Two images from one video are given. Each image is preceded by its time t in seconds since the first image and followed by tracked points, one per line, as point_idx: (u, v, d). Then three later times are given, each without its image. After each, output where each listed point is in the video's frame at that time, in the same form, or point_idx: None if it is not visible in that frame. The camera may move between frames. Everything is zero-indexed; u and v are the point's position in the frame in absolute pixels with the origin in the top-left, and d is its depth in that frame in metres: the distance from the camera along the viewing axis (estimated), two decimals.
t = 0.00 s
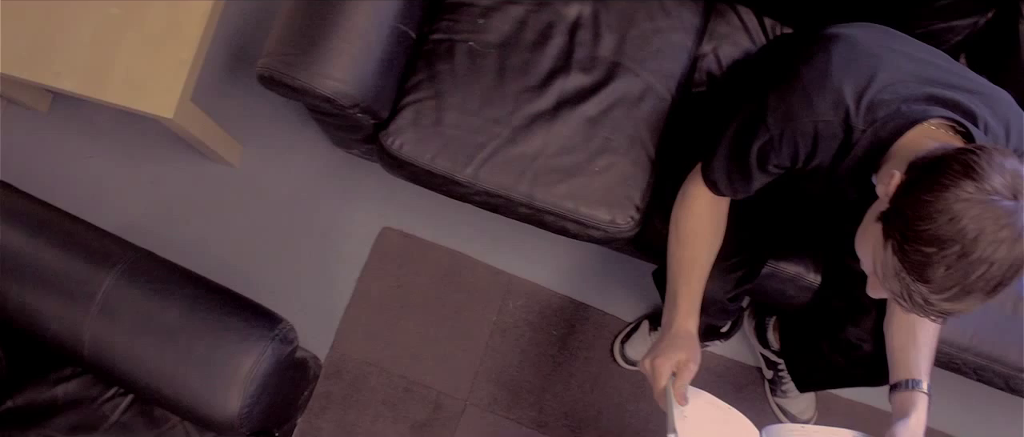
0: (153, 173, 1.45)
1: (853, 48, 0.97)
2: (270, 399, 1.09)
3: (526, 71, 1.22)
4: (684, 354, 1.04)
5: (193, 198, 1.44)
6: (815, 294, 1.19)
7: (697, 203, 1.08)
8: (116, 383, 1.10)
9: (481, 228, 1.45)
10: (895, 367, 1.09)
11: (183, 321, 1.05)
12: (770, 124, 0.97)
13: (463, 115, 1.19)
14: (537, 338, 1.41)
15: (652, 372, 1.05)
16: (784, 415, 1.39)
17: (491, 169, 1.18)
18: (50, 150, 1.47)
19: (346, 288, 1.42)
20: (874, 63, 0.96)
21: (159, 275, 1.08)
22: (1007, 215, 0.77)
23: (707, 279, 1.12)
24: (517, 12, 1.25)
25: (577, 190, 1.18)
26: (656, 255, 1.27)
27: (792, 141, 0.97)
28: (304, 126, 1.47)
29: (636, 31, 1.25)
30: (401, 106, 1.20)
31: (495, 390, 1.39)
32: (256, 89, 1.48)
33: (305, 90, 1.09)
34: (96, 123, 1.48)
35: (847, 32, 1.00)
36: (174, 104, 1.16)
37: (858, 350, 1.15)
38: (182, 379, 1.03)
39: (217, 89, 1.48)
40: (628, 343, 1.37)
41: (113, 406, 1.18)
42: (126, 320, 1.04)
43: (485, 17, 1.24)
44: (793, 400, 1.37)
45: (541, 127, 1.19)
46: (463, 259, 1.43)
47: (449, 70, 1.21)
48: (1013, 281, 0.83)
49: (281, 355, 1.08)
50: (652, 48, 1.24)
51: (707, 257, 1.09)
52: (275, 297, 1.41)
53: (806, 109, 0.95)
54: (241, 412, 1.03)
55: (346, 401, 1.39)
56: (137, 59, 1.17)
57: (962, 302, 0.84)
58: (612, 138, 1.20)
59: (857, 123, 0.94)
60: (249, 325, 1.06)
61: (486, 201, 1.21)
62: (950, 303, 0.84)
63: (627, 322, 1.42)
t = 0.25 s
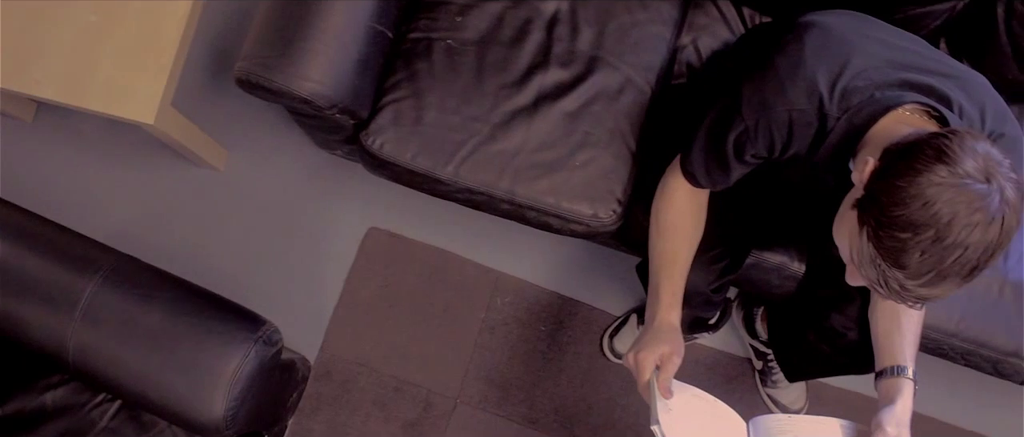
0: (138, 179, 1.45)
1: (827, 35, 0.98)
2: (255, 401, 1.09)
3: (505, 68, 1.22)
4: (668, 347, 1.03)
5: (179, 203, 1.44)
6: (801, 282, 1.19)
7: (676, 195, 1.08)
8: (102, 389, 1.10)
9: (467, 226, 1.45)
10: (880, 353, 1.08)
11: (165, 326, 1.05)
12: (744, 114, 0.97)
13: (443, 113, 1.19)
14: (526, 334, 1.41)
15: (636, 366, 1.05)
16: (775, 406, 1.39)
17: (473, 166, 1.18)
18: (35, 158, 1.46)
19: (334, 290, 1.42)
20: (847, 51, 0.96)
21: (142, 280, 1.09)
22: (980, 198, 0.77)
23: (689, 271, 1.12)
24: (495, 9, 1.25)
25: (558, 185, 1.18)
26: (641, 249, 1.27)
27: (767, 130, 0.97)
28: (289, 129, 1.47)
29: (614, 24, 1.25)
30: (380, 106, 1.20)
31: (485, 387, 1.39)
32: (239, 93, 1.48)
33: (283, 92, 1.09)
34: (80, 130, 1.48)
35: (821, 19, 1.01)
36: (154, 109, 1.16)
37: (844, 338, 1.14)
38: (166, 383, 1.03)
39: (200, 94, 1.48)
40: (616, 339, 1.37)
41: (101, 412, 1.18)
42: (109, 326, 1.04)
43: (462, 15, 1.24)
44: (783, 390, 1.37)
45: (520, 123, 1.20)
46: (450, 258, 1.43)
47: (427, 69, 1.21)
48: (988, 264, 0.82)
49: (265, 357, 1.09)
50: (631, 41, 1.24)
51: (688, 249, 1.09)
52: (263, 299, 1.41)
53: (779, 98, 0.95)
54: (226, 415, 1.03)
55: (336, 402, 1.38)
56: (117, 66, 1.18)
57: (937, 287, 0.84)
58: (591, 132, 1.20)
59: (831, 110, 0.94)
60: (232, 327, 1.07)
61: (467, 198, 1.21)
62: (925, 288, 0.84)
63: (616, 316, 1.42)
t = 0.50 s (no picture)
0: (129, 186, 1.46)
1: (806, 26, 0.98)
2: (244, 404, 1.09)
3: (489, 65, 1.22)
4: (655, 341, 1.03)
5: (170, 209, 1.45)
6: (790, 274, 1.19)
7: (661, 189, 1.08)
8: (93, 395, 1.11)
9: (458, 225, 1.45)
10: (869, 343, 1.09)
11: (153, 332, 1.06)
12: (725, 106, 0.97)
13: (428, 113, 1.19)
14: (519, 332, 1.41)
15: (623, 361, 1.05)
16: (770, 399, 1.38)
17: (459, 165, 1.18)
18: (26, 168, 1.47)
19: (325, 292, 1.42)
20: (827, 40, 0.96)
21: (130, 286, 1.09)
22: (959, 184, 0.77)
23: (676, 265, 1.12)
24: (478, 8, 1.25)
25: (544, 182, 1.18)
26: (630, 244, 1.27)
27: (749, 122, 0.97)
28: (278, 132, 1.47)
29: (598, 19, 1.25)
30: (365, 107, 1.21)
31: (479, 386, 1.39)
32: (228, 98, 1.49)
33: (267, 96, 1.10)
34: (70, 139, 1.49)
35: (802, 10, 1.01)
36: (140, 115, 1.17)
37: (833, 329, 1.14)
38: (155, 388, 1.03)
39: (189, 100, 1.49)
40: (610, 333, 1.36)
41: (94, 419, 1.19)
42: (98, 331, 1.05)
43: (446, 14, 1.24)
44: (777, 383, 1.36)
45: (505, 120, 1.19)
46: (441, 257, 1.43)
47: (412, 69, 1.21)
48: (969, 251, 0.82)
49: (254, 359, 1.09)
50: (615, 36, 1.24)
51: (674, 243, 1.09)
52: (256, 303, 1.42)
53: (760, 89, 0.95)
54: (215, 419, 1.04)
55: (331, 404, 1.38)
56: (103, 73, 1.18)
57: (919, 274, 0.84)
58: (577, 128, 1.20)
59: (812, 100, 0.94)
60: (220, 330, 1.07)
61: (454, 197, 1.21)
62: (907, 275, 0.84)
63: (608, 312, 1.41)
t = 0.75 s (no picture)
0: (117, 194, 1.46)
1: (783, 16, 0.98)
2: (232, 409, 1.09)
3: (470, 64, 1.21)
4: (640, 335, 1.03)
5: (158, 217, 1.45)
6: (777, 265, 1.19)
7: (644, 183, 1.07)
8: (81, 404, 1.11)
9: (446, 225, 1.44)
10: (856, 331, 1.08)
11: (138, 340, 1.06)
12: (704, 97, 0.97)
13: (410, 113, 1.19)
14: (510, 330, 1.40)
15: (609, 356, 1.05)
16: (763, 391, 1.37)
17: (442, 164, 1.18)
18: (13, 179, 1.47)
19: (315, 295, 1.42)
20: (803, 29, 0.96)
21: (115, 293, 1.09)
22: (934, 168, 0.76)
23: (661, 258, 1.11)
24: (458, 6, 1.25)
25: (527, 179, 1.17)
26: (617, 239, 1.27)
27: (728, 112, 0.96)
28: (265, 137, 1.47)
29: (578, 15, 1.24)
30: (347, 109, 1.21)
31: (471, 385, 1.38)
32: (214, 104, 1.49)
33: (247, 100, 1.10)
34: (57, 149, 1.49)
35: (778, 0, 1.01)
36: (123, 123, 1.17)
37: (821, 319, 1.13)
38: (142, 395, 1.03)
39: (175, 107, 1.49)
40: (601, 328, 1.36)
41: (84, 428, 1.19)
42: (84, 340, 1.05)
43: (426, 14, 1.24)
44: (769, 375, 1.35)
45: (488, 118, 1.19)
46: (430, 258, 1.43)
47: (393, 69, 1.21)
48: (949, 235, 0.82)
49: (240, 365, 1.09)
50: (596, 31, 1.24)
51: (658, 237, 1.08)
52: (246, 308, 1.42)
53: (738, 80, 0.95)
54: (202, 424, 1.04)
55: (323, 406, 1.37)
56: (84, 82, 1.18)
57: (899, 260, 0.83)
58: (560, 124, 1.19)
59: (790, 89, 0.94)
60: (206, 335, 1.08)
61: (439, 197, 1.21)
62: (887, 262, 0.84)
63: (598, 308, 1.41)
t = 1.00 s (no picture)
0: (103, 204, 1.46)
1: (757, 7, 0.98)
2: (220, 414, 1.09)
3: (450, 64, 1.22)
4: (624, 330, 1.04)
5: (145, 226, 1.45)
6: (761, 257, 1.19)
7: (625, 178, 1.08)
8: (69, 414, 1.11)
9: (433, 225, 1.44)
10: (841, 321, 1.08)
11: (124, 348, 1.06)
12: (680, 90, 0.97)
13: (391, 115, 1.20)
14: (499, 329, 1.40)
15: (593, 351, 1.05)
16: (754, 383, 1.37)
17: (424, 164, 1.18)
18: None
19: (303, 299, 1.42)
20: (777, 19, 0.96)
21: (100, 302, 1.10)
22: (904, 156, 0.77)
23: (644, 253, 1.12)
24: (437, 7, 1.25)
25: (510, 177, 1.18)
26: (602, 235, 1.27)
27: (703, 105, 0.97)
28: (250, 142, 1.48)
29: (557, 12, 1.25)
30: (329, 112, 1.21)
31: (462, 385, 1.38)
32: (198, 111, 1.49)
33: (227, 106, 1.10)
34: (41, 161, 1.49)
35: None
36: (104, 133, 1.17)
37: (806, 309, 1.13)
38: (128, 402, 1.04)
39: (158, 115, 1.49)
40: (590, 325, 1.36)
41: None
42: (69, 349, 1.05)
43: (404, 15, 1.24)
44: (759, 367, 1.35)
45: (469, 118, 1.20)
46: (417, 259, 1.43)
47: (373, 72, 1.22)
48: (923, 222, 0.83)
49: (226, 371, 1.10)
50: (574, 28, 1.24)
51: (640, 231, 1.09)
52: (235, 314, 1.42)
53: (712, 72, 0.96)
54: (190, 431, 1.04)
55: (315, 410, 1.37)
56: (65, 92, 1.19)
57: (875, 249, 0.84)
58: (541, 121, 1.20)
59: (765, 80, 0.94)
60: (192, 341, 1.08)
61: (422, 198, 1.21)
62: (863, 250, 0.84)
63: (587, 305, 1.41)
